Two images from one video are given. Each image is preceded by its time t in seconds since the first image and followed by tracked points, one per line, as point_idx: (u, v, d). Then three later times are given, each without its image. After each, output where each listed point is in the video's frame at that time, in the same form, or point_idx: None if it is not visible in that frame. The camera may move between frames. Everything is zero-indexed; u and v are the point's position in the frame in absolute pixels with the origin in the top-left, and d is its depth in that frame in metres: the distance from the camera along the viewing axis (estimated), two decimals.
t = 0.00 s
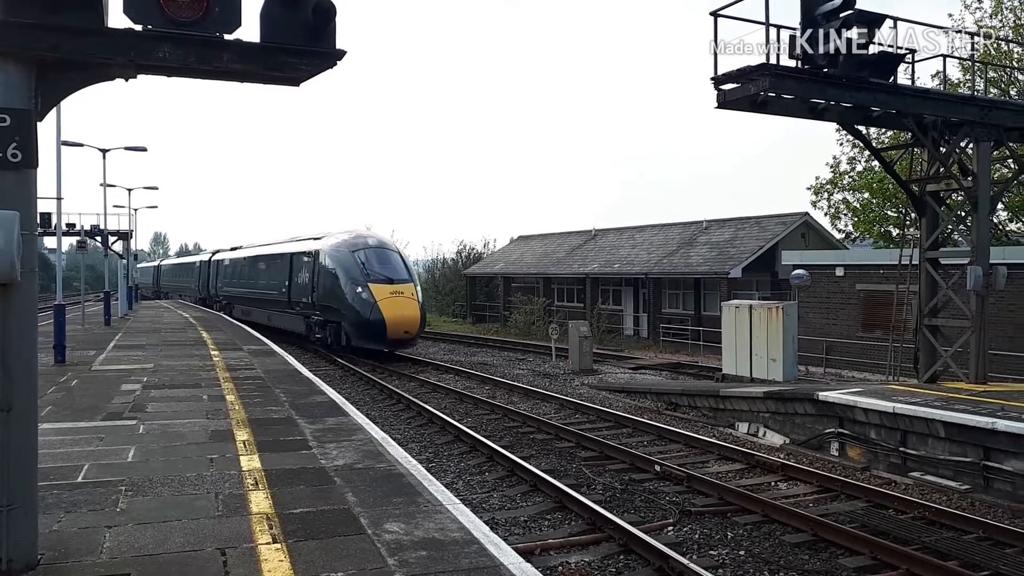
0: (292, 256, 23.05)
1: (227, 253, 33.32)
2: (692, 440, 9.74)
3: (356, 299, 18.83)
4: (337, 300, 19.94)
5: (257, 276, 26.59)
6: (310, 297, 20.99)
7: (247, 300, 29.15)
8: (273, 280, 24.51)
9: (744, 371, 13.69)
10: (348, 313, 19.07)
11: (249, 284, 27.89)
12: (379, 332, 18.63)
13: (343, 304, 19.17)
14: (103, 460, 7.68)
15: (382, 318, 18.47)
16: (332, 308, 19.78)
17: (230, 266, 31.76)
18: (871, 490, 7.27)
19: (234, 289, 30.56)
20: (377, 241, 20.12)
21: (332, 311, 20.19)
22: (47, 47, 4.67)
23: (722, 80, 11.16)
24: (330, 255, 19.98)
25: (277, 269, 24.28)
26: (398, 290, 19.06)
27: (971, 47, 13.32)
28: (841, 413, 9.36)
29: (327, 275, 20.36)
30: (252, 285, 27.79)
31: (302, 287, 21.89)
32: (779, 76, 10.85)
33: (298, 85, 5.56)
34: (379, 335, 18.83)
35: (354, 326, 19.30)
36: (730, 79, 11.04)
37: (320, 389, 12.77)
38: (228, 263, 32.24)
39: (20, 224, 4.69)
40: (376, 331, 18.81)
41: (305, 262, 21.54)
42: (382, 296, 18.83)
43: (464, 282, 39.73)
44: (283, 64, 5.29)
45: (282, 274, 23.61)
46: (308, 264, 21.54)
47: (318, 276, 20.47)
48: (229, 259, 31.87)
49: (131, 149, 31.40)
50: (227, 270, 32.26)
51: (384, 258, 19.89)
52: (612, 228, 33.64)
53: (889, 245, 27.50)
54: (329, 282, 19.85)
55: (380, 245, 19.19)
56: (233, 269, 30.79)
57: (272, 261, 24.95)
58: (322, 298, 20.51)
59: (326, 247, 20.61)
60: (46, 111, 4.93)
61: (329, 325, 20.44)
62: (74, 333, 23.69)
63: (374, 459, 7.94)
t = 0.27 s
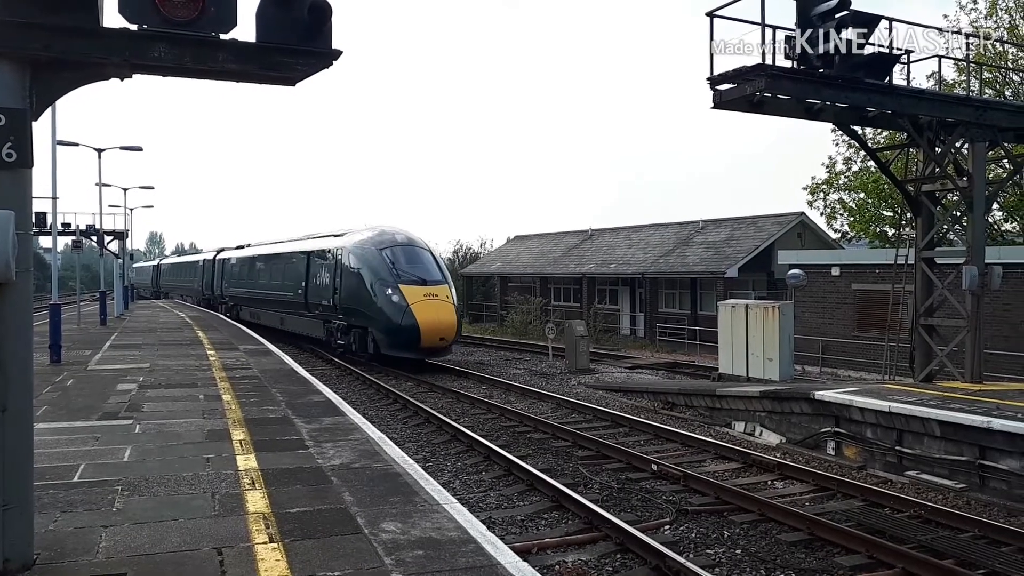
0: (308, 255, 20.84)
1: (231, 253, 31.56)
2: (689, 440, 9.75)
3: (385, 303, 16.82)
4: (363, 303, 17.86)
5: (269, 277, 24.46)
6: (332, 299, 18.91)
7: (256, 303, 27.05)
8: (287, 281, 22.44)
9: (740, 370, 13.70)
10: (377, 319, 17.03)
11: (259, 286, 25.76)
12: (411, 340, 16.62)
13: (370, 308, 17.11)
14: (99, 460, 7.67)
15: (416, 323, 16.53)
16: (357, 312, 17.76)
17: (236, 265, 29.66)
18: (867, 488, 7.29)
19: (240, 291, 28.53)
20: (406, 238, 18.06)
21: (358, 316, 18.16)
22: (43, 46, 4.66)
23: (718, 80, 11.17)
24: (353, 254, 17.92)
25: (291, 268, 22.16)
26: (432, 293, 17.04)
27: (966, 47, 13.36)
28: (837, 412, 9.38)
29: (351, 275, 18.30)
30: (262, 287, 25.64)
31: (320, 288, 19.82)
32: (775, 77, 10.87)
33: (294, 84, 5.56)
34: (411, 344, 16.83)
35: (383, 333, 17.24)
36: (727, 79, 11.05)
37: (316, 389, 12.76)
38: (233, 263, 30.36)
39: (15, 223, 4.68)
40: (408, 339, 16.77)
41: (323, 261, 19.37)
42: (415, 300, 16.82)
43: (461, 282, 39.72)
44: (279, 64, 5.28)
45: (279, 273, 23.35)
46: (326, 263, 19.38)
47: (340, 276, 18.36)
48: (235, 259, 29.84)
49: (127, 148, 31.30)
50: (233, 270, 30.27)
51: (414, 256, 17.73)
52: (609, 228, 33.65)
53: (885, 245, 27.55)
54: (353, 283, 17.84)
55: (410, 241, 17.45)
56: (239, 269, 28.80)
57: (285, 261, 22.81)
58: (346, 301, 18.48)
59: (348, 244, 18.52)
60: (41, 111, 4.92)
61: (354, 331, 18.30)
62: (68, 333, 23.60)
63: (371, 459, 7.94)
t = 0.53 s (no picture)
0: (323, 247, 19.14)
1: (234, 244, 29.81)
2: (682, 433, 9.77)
3: (420, 300, 15.11)
4: (392, 299, 15.58)
5: (281, 269, 22.59)
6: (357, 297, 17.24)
7: (262, 297, 25.23)
8: (302, 274, 20.55)
9: (733, 363, 13.75)
10: (412, 319, 15.27)
11: (268, 279, 23.90)
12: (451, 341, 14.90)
13: (404, 307, 15.42)
14: (92, 453, 7.65)
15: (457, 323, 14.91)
16: (387, 311, 15.70)
17: (241, 256, 27.78)
18: (858, 481, 7.33)
19: (245, 285, 26.69)
20: (438, 229, 16.35)
21: (386, 315, 16.02)
22: (33, 37, 4.62)
23: (713, 74, 11.17)
24: (381, 248, 16.25)
25: (307, 260, 20.33)
26: (472, 289, 15.52)
27: (960, 41, 13.38)
28: (829, 405, 9.43)
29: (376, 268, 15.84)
30: (270, 280, 23.90)
31: (341, 284, 18.14)
32: (769, 70, 10.87)
33: (287, 76, 5.53)
34: (450, 347, 15.17)
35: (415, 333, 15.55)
36: (721, 72, 11.05)
37: (310, 382, 12.75)
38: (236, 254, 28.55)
39: (6, 215, 4.66)
40: (446, 340, 15.01)
41: (346, 255, 17.64)
42: (453, 297, 15.18)
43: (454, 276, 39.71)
44: (272, 56, 5.25)
45: (274, 265, 23.12)
46: (349, 256, 17.61)
47: (366, 271, 16.63)
48: (239, 250, 28.03)
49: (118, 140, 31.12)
50: (237, 262, 28.36)
51: (446, 247, 16.02)
52: (603, 221, 33.67)
53: (878, 239, 27.65)
54: (382, 278, 15.89)
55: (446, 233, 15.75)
56: (244, 261, 27.02)
57: (299, 251, 21.03)
58: (370, 297, 16.09)
59: (374, 236, 16.60)
60: (32, 102, 4.89)
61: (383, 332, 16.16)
62: (61, 326, 23.52)
63: (364, 452, 7.94)
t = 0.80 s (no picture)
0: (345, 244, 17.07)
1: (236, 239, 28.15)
2: (677, 429, 9.79)
3: (464, 301, 13.15)
4: (433, 301, 13.70)
5: (295, 266, 20.62)
6: (385, 298, 15.21)
7: (271, 295, 23.47)
8: (321, 270, 18.58)
9: (727, 359, 13.78)
10: (455, 323, 13.24)
11: (279, 277, 22.01)
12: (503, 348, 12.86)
13: (444, 309, 13.40)
14: (85, 451, 7.62)
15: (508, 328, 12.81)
16: (426, 314, 13.74)
17: (248, 251, 25.88)
18: (852, 476, 7.36)
19: (253, 283, 24.89)
20: (481, 219, 14.34)
21: (424, 318, 14.06)
22: (26, 32, 4.59)
23: (706, 69, 11.17)
24: (414, 242, 14.26)
25: (326, 254, 18.35)
26: (522, 289, 13.45)
27: (953, 37, 13.41)
28: (822, 400, 9.46)
29: (415, 265, 14.04)
30: (282, 277, 22.09)
31: (365, 284, 16.15)
32: (763, 66, 10.87)
33: (281, 73, 5.52)
34: (500, 355, 13.06)
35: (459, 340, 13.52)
36: (715, 68, 11.05)
37: (304, 379, 12.73)
38: (240, 250, 26.86)
39: None
40: (495, 347, 12.98)
41: (372, 250, 15.60)
42: (503, 297, 13.13)
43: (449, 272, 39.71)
44: (265, 51, 5.23)
45: (271, 262, 22.89)
46: (377, 252, 15.59)
47: (397, 269, 14.60)
48: (244, 246, 26.23)
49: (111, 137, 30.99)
50: (242, 257, 26.56)
51: (490, 241, 13.97)
52: (597, 218, 33.67)
53: (871, 235, 27.73)
54: (417, 276, 13.92)
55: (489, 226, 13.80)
56: (251, 257, 25.11)
57: (316, 246, 19.07)
58: (409, 299, 14.20)
59: (407, 229, 14.62)
60: (24, 97, 4.86)
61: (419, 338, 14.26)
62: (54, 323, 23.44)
63: (359, 449, 7.93)
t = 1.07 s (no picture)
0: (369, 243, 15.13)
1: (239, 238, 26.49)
2: (670, 428, 9.80)
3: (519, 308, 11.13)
4: (483, 308, 11.69)
5: (309, 267, 18.66)
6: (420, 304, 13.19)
7: (279, 298, 21.79)
8: (339, 272, 16.67)
9: (720, 358, 13.81)
10: (511, 334, 11.20)
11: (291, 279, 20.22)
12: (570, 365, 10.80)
13: (496, 317, 11.41)
14: (76, 453, 7.59)
15: (576, 341, 10.72)
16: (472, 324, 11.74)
17: (253, 251, 24.09)
18: (843, 473, 7.39)
19: (258, 285, 23.19)
20: (533, 213, 12.34)
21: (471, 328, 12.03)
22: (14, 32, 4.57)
23: (697, 69, 11.20)
24: (457, 240, 12.26)
25: (346, 254, 16.42)
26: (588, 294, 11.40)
27: (942, 36, 13.47)
28: (814, 398, 9.50)
29: (460, 266, 12.07)
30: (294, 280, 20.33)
31: (395, 288, 14.20)
32: (754, 65, 10.91)
33: (271, 73, 5.51)
34: (566, 373, 10.94)
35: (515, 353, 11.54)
36: (705, 68, 11.09)
37: (296, 380, 12.69)
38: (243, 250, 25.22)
39: None
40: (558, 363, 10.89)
41: (404, 249, 13.58)
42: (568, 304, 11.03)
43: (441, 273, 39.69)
44: (255, 52, 5.22)
45: (273, 264, 21.76)
46: (410, 252, 13.57)
47: (436, 271, 12.59)
48: (248, 246, 24.50)
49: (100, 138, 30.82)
50: (246, 257, 24.82)
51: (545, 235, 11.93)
52: (589, 217, 33.71)
53: (861, 233, 27.84)
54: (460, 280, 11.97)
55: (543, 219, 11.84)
56: (256, 257, 23.36)
57: (333, 246, 17.14)
58: (454, 306, 12.20)
59: (446, 224, 12.64)
60: (12, 98, 4.84)
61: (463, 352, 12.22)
62: (44, 325, 23.31)
63: (351, 450, 7.92)
